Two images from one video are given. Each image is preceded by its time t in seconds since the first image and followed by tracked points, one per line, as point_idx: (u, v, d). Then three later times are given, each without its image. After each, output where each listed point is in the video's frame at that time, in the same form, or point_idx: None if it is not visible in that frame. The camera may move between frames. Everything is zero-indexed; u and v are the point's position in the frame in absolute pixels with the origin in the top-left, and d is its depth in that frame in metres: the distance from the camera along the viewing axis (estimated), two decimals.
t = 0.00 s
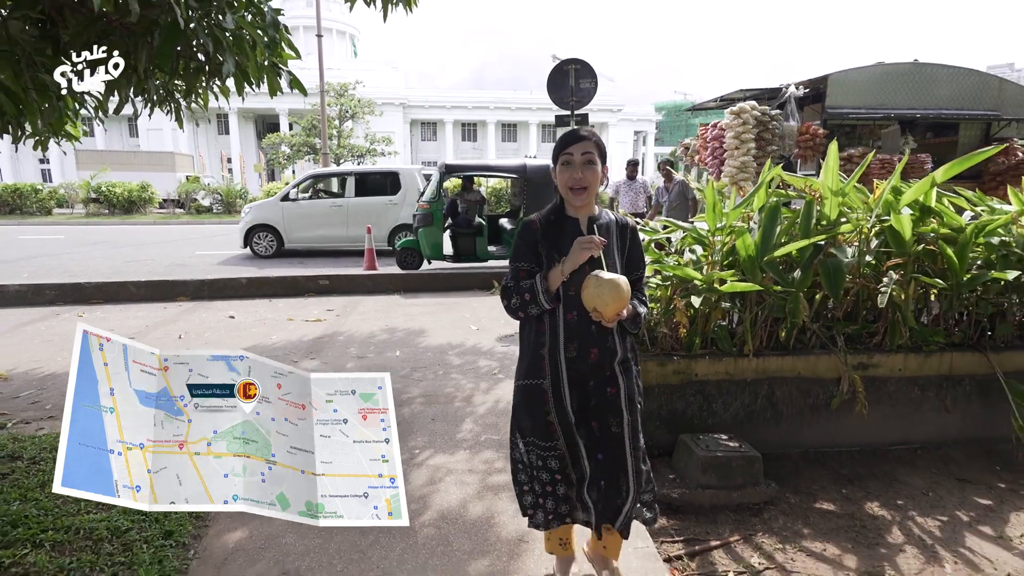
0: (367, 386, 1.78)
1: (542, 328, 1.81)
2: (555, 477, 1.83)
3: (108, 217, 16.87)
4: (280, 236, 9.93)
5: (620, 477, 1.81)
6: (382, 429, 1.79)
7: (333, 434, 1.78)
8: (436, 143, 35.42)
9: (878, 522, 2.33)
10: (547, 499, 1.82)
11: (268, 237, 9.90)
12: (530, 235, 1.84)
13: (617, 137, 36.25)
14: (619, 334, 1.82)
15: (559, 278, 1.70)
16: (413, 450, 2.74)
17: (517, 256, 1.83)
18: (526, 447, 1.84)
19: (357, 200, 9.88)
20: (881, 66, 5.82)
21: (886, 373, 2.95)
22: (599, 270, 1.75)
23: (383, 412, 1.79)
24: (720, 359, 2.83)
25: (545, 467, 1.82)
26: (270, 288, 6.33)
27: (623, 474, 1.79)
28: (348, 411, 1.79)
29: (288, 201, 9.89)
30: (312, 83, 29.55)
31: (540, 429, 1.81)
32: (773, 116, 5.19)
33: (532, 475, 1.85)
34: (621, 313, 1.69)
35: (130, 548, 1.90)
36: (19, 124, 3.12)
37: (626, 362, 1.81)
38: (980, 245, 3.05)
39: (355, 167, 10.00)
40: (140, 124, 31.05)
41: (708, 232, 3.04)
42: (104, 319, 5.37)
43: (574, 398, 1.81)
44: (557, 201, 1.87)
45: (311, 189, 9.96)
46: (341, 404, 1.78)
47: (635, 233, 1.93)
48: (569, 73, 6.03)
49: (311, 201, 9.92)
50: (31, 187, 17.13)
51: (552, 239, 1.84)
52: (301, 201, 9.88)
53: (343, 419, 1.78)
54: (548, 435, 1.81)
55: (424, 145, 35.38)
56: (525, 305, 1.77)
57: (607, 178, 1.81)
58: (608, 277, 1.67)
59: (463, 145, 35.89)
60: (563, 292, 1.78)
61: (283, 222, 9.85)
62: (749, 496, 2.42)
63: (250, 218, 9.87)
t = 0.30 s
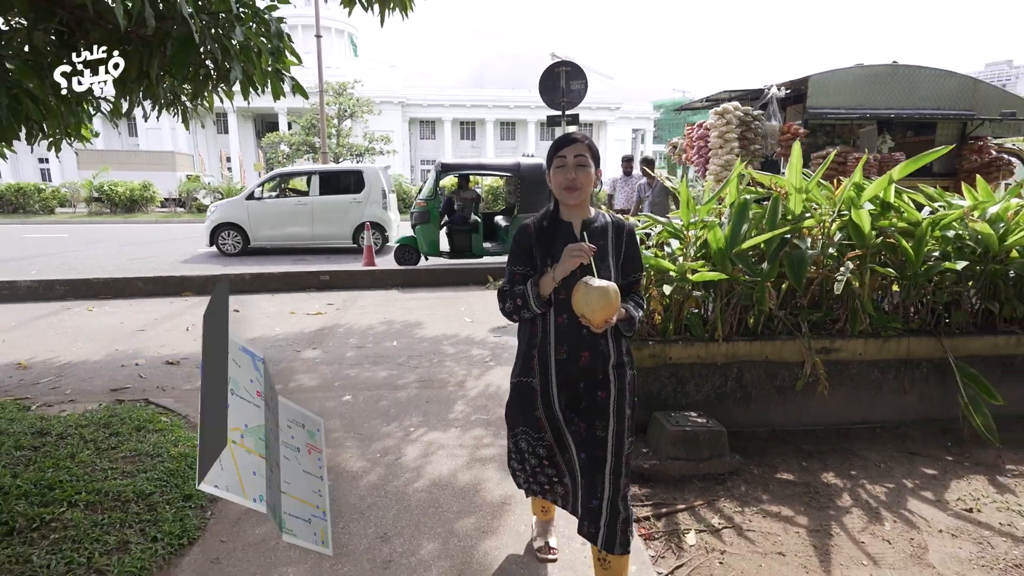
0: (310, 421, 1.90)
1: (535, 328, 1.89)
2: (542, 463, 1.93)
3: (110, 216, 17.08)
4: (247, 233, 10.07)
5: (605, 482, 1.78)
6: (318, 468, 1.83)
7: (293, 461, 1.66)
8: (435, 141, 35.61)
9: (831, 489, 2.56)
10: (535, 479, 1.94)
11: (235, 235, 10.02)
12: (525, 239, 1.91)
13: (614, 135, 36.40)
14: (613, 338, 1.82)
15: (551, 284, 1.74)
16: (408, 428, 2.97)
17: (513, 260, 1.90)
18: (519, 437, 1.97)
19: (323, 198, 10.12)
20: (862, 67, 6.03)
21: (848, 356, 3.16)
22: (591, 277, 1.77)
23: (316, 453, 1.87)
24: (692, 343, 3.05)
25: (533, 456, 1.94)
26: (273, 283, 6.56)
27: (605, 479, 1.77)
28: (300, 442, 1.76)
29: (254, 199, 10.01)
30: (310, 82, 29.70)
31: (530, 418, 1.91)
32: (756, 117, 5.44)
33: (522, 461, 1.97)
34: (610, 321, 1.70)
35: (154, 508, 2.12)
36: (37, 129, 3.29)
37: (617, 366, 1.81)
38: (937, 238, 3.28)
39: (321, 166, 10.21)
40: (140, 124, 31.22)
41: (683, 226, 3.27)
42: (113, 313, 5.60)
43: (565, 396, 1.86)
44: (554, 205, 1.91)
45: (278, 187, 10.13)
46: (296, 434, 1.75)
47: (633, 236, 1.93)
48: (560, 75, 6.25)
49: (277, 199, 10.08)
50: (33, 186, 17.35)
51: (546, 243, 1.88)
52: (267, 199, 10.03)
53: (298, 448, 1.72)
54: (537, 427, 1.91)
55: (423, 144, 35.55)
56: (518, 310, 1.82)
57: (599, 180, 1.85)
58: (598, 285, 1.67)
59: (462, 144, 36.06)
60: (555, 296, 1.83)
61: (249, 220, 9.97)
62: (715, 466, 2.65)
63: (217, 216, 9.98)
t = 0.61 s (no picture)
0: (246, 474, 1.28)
1: (539, 318, 1.88)
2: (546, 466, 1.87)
3: (107, 214, 17.24)
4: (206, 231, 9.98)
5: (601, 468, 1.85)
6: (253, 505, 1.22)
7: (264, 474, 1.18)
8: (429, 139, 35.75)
9: (789, 459, 2.81)
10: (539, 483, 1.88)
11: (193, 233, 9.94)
12: (533, 229, 1.91)
13: (609, 132, 36.57)
14: (619, 329, 1.82)
15: (552, 269, 1.76)
16: (404, 408, 3.21)
17: (520, 248, 1.90)
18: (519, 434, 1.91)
19: (280, 196, 10.05)
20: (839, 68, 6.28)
21: (811, 340, 3.41)
22: (592, 262, 1.76)
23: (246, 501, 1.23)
24: (666, 329, 3.29)
25: (535, 455, 1.88)
26: (272, 278, 6.77)
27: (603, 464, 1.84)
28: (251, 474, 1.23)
29: (211, 198, 9.93)
30: (305, 80, 29.78)
31: (533, 416, 1.88)
32: (737, 116, 5.67)
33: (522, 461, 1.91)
34: (612, 305, 1.68)
35: (174, 476, 2.34)
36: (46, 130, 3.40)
37: (622, 357, 1.82)
38: (895, 231, 3.53)
39: (278, 164, 10.13)
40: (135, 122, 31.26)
41: (659, 220, 3.51)
42: (118, 307, 5.80)
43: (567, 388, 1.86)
44: (560, 195, 1.92)
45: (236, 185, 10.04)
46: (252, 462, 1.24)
47: (642, 223, 1.89)
48: (550, 76, 6.49)
49: (235, 197, 10.00)
50: (30, 185, 17.48)
51: (553, 233, 1.89)
52: (224, 197, 9.94)
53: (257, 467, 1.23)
54: (540, 423, 1.87)
55: (417, 141, 35.68)
56: (523, 297, 1.83)
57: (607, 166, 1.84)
58: (599, 268, 1.67)
59: (456, 141, 36.20)
60: (558, 285, 1.83)
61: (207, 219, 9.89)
62: (684, 439, 2.90)
63: (173, 215, 9.88)
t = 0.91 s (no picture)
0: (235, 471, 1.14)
1: (528, 315, 1.88)
2: (546, 467, 1.80)
3: (94, 211, 17.18)
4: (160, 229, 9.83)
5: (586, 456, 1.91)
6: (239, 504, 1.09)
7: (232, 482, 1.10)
8: (418, 136, 35.73)
9: (752, 434, 3.03)
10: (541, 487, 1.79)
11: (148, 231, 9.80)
12: (521, 227, 1.91)
13: (597, 129, 36.81)
14: (605, 324, 1.87)
15: (541, 271, 1.79)
16: (394, 392, 3.39)
17: (507, 246, 1.90)
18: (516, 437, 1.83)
19: (236, 193, 9.93)
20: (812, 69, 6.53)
21: (777, 327, 3.63)
22: (581, 262, 1.81)
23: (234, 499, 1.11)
24: (640, 316, 3.50)
25: (535, 457, 1.80)
26: (264, 273, 6.90)
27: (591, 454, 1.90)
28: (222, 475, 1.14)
29: (165, 194, 9.79)
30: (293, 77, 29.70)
31: (528, 414, 1.82)
32: (715, 114, 5.91)
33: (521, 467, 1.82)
34: (601, 305, 1.73)
35: (178, 452, 2.51)
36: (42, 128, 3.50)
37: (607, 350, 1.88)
38: (857, 224, 3.76)
39: (234, 161, 10.00)
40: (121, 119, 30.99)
41: (635, 214, 3.71)
42: (112, 301, 5.91)
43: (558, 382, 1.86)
44: (547, 194, 1.94)
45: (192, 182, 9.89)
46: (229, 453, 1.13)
47: (628, 223, 1.95)
48: (535, 75, 6.67)
49: (190, 194, 9.86)
50: (15, 182, 17.36)
51: (542, 232, 1.90)
52: (179, 194, 9.80)
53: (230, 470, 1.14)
54: (537, 421, 1.81)
55: (407, 138, 35.70)
56: (512, 296, 1.85)
57: (595, 167, 1.87)
58: (587, 269, 1.72)
59: (446, 138, 36.23)
60: (547, 283, 1.85)
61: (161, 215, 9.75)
62: (655, 418, 3.11)
63: (127, 212, 9.70)
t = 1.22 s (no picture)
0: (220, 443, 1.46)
1: (509, 315, 1.87)
2: (532, 467, 1.82)
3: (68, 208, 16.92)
4: (97, 226, 9.66)
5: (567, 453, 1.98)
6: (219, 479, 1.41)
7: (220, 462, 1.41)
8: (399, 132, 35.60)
9: (710, 410, 3.28)
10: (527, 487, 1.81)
11: (85, 227, 9.64)
12: (495, 225, 1.88)
13: (578, 126, 37.09)
14: (583, 322, 1.93)
15: (519, 267, 1.78)
16: (376, 377, 3.58)
17: (482, 245, 1.88)
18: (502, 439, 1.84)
19: (176, 189, 9.73)
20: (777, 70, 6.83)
21: (736, 313, 3.90)
22: (559, 258, 1.83)
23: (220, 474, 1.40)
24: (608, 304, 3.74)
25: (522, 457, 1.82)
26: (246, 268, 7.00)
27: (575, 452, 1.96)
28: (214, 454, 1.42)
29: (104, 190, 9.65)
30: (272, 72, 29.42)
31: (512, 415, 1.83)
32: (685, 113, 6.20)
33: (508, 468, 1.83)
34: (581, 301, 1.76)
35: (172, 431, 2.67)
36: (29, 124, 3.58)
37: (586, 347, 1.93)
38: (810, 217, 4.05)
39: (176, 157, 9.83)
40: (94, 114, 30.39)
41: (604, 208, 3.94)
42: (94, 295, 5.97)
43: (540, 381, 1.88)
44: (518, 192, 1.94)
45: (133, 178, 9.73)
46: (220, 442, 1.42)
47: (600, 220, 2.03)
48: (513, 74, 6.86)
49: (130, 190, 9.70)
50: None
51: (517, 229, 1.89)
52: (117, 190, 9.64)
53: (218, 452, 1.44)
54: (522, 422, 1.83)
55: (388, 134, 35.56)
56: (488, 295, 1.82)
57: (566, 165, 1.89)
58: (568, 265, 1.74)
59: (427, 134, 36.16)
60: (527, 280, 1.85)
61: (99, 212, 9.60)
62: (621, 397, 3.35)
63: (64, 208, 9.57)
